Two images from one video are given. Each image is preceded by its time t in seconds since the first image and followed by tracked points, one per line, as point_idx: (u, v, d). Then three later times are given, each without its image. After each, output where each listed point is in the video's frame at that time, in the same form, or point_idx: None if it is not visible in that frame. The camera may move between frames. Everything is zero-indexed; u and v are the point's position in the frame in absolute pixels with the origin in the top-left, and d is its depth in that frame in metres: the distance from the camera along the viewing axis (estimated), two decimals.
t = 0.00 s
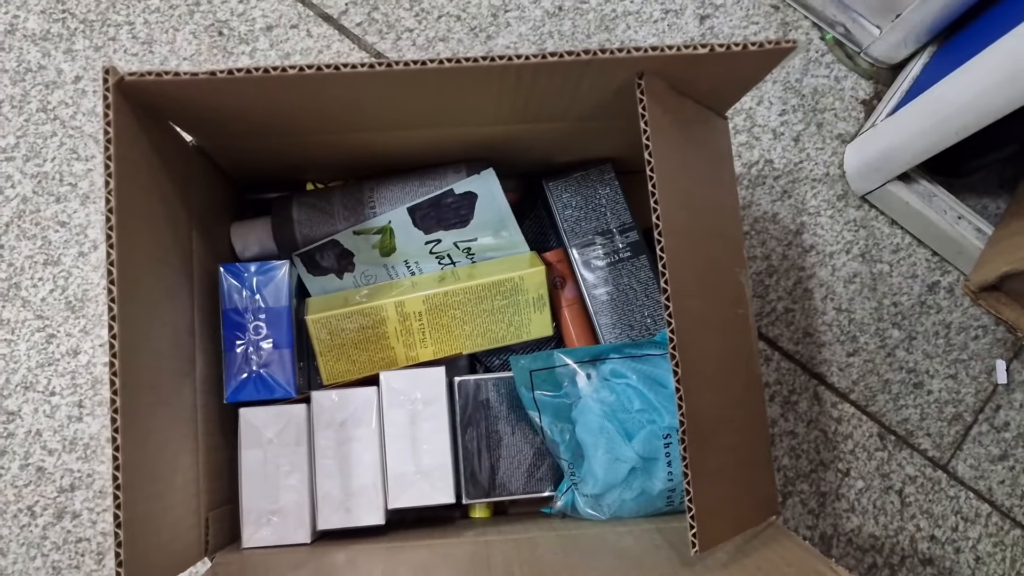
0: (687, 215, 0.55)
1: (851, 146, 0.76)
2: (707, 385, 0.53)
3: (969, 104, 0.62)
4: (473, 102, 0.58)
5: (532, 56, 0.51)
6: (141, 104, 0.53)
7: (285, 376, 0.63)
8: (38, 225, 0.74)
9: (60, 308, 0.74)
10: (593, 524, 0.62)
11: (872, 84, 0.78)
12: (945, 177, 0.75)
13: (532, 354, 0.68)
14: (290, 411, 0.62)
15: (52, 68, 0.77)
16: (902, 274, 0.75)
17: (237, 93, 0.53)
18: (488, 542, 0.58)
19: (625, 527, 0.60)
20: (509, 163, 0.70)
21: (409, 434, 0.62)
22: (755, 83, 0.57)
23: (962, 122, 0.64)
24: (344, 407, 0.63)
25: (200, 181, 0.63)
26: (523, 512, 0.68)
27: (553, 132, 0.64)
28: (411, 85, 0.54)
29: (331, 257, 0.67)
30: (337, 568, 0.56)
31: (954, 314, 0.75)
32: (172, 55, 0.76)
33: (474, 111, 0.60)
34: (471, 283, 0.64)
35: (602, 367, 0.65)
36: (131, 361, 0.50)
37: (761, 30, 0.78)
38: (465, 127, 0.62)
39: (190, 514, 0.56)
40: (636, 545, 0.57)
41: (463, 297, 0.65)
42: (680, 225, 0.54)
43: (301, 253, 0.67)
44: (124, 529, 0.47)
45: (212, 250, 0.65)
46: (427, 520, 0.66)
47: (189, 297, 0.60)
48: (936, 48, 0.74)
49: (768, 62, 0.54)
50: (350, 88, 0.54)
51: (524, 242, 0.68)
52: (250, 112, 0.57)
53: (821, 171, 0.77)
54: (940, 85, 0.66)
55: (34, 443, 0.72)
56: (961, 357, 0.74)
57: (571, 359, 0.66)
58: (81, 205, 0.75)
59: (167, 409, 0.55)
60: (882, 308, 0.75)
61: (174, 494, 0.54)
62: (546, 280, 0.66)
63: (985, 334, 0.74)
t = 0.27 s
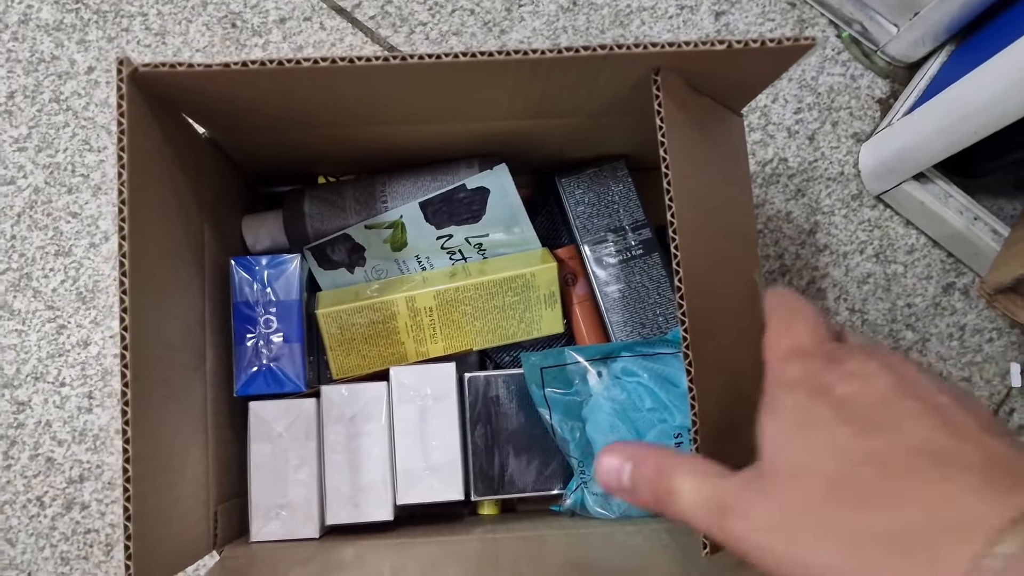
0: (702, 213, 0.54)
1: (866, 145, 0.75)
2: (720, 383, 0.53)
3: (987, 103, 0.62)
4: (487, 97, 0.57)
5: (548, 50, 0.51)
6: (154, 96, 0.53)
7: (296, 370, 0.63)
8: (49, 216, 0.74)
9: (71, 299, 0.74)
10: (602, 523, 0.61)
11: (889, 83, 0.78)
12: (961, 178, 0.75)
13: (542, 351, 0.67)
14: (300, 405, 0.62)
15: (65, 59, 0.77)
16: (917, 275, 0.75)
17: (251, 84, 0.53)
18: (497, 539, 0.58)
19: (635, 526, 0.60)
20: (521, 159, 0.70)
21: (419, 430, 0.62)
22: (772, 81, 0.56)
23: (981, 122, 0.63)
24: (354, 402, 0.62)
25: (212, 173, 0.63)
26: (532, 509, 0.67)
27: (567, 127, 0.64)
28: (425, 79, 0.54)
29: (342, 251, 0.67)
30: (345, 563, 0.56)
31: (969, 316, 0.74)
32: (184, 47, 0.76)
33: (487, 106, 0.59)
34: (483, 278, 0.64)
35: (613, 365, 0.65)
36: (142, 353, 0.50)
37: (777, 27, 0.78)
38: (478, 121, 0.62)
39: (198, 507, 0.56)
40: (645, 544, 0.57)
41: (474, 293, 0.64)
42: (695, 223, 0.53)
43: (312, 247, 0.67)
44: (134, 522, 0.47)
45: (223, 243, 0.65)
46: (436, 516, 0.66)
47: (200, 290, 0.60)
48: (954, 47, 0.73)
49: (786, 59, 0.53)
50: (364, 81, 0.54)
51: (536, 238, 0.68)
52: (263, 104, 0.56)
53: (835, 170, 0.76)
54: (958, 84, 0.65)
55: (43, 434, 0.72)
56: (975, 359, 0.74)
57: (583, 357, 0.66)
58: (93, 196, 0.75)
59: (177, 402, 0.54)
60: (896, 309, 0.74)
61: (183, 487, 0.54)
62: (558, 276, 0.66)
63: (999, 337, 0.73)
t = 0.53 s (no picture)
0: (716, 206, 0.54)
1: (880, 141, 0.75)
2: (732, 377, 0.52)
3: (1004, 99, 0.61)
4: (501, 89, 0.57)
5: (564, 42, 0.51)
6: (168, 86, 0.53)
7: (308, 360, 0.63)
8: (63, 205, 0.75)
9: (84, 288, 0.74)
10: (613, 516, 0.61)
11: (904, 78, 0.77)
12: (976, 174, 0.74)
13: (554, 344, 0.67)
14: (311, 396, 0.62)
15: (80, 48, 0.77)
16: (930, 271, 0.74)
17: (266, 74, 0.53)
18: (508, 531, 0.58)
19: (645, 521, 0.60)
20: (534, 152, 0.70)
21: (431, 422, 0.62)
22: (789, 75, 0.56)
23: (998, 118, 0.63)
24: (366, 392, 0.63)
25: (225, 163, 0.63)
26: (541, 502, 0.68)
27: (580, 120, 0.64)
28: (441, 71, 0.54)
29: (355, 242, 0.67)
30: (356, 553, 0.56)
31: (982, 312, 0.74)
32: (198, 37, 0.76)
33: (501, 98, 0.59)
34: (495, 271, 0.64)
35: (625, 359, 0.65)
36: (156, 342, 0.50)
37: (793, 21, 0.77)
38: (492, 113, 0.62)
39: (210, 496, 0.56)
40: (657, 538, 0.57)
41: (486, 286, 0.64)
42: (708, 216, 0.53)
43: (324, 238, 0.67)
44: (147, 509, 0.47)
45: (236, 233, 0.65)
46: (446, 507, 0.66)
47: (213, 280, 0.60)
48: (971, 43, 0.72)
49: (804, 53, 0.53)
50: (379, 73, 0.53)
51: (549, 232, 0.68)
52: (277, 95, 0.56)
53: (849, 166, 0.76)
54: (975, 79, 0.64)
55: (56, 422, 0.73)
56: (988, 356, 0.73)
57: (595, 351, 0.65)
58: (106, 185, 0.75)
59: (190, 391, 0.55)
60: (909, 305, 0.74)
61: (195, 476, 0.54)
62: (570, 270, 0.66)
63: (1013, 334, 0.73)
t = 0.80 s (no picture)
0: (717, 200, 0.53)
1: (885, 133, 0.74)
2: (731, 371, 0.52)
3: (1009, 90, 0.60)
4: (500, 81, 0.57)
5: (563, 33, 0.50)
6: (166, 78, 0.52)
7: (307, 354, 0.63)
8: (64, 199, 0.75)
9: (85, 282, 0.74)
10: (613, 511, 0.61)
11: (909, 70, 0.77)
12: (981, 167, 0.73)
13: (554, 339, 0.67)
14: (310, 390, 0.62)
15: (80, 42, 0.77)
16: (934, 265, 0.74)
17: (263, 66, 0.53)
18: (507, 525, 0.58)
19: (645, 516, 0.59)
20: (535, 144, 0.69)
21: (430, 416, 0.62)
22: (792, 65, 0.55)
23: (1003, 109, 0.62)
24: (365, 386, 0.62)
25: (224, 157, 0.63)
26: (542, 497, 0.67)
27: (580, 112, 0.63)
28: (439, 63, 0.53)
29: (354, 236, 0.67)
30: (355, 547, 0.56)
31: (987, 306, 0.73)
32: (199, 31, 0.76)
33: (500, 90, 0.59)
34: (495, 264, 0.64)
35: (626, 353, 0.65)
36: (153, 336, 0.50)
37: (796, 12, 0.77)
38: (492, 105, 0.61)
39: (209, 490, 0.56)
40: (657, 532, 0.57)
41: (486, 279, 0.64)
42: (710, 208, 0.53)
43: (324, 232, 0.67)
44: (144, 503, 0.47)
45: (236, 227, 0.65)
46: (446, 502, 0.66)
47: (212, 274, 0.60)
48: (976, 34, 0.72)
49: (808, 43, 0.52)
50: (377, 65, 0.53)
51: (549, 225, 0.67)
52: (276, 87, 0.56)
53: (853, 158, 0.75)
54: (981, 70, 0.64)
55: (57, 416, 0.73)
56: (993, 350, 0.73)
57: (595, 344, 0.65)
58: (107, 179, 0.75)
59: (188, 385, 0.54)
60: (913, 299, 0.73)
61: (193, 470, 0.54)
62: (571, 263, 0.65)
63: (1018, 328, 0.72)
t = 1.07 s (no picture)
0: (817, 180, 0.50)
1: (893, 128, 0.74)
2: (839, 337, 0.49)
3: (1017, 86, 0.60)
4: (507, 76, 0.57)
5: (572, 31, 0.50)
6: (173, 74, 0.52)
7: (314, 350, 0.63)
8: (71, 194, 0.75)
9: (92, 278, 0.74)
10: (620, 508, 0.61)
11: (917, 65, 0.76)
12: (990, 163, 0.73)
13: (561, 335, 0.67)
14: (317, 386, 0.62)
15: (86, 38, 0.77)
16: (943, 261, 0.74)
17: (268, 63, 0.52)
18: (514, 523, 0.58)
19: (652, 512, 0.59)
20: (542, 140, 0.69)
21: (437, 412, 0.62)
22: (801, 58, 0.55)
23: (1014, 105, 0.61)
24: (372, 383, 0.62)
25: (231, 153, 0.62)
26: (548, 493, 0.67)
27: (588, 108, 0.63)
28: (447, 59, 0.53)
29: (361, 232, 0.67)
30: (363, 543, 0.56)
31: (995, 303, 0.73)
32: (205, 26, 0.76)
33: (508, 85, 0.58)
34: (502, 261, 0.64)
35: (633, 350, 0.65)
36: (161, 333, 0.50)
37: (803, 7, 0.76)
38: (498, 101, 0.61)
39: (217, 486, 0.56)
40: (664, 530, 0.56)
41: (493, 276, 0.64)
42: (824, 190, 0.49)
43: (331, 228, 0.67)
44: (151, 499, 0.47)
45: (243, 223, 0.65)
46: (453, 498, 0.66)
47: (219, 270, 0.60)
48: (986, 28, 0.71)
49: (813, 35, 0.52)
50: (383, 61, 0.53)
51: (557, 223, 0.68)
52: (281, 83, 0.56)
53: (861, 154, 0.75)
54: (990, 67, 0.63)
55: (65, 411, 0.73)
56: (1002, 347, 0.72)
57: (602, 341, 0.65)
58: (114, 175, 0.75)
59: (196, 381, 0.55)
60: (921, 295, 0.73)
61: (202, 466, 0.54)
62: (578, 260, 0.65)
63: None
